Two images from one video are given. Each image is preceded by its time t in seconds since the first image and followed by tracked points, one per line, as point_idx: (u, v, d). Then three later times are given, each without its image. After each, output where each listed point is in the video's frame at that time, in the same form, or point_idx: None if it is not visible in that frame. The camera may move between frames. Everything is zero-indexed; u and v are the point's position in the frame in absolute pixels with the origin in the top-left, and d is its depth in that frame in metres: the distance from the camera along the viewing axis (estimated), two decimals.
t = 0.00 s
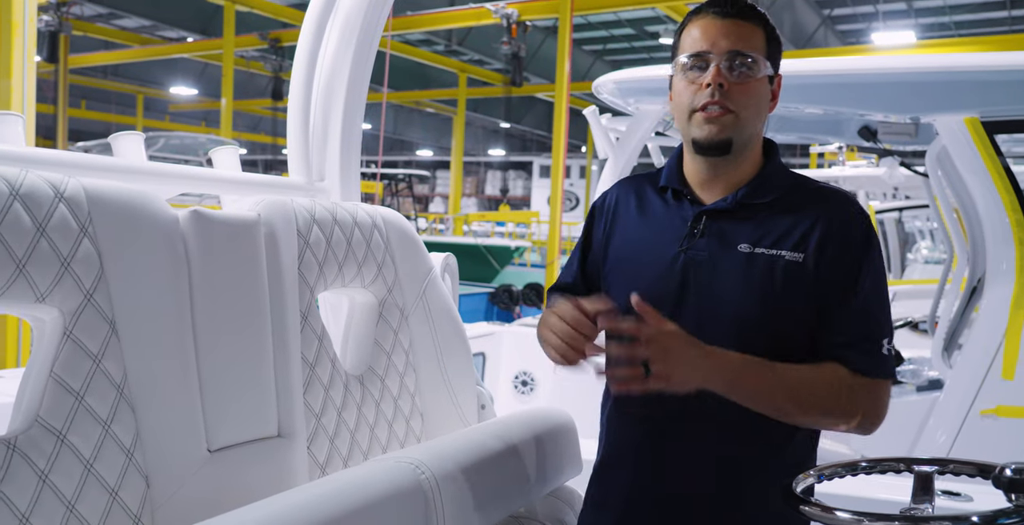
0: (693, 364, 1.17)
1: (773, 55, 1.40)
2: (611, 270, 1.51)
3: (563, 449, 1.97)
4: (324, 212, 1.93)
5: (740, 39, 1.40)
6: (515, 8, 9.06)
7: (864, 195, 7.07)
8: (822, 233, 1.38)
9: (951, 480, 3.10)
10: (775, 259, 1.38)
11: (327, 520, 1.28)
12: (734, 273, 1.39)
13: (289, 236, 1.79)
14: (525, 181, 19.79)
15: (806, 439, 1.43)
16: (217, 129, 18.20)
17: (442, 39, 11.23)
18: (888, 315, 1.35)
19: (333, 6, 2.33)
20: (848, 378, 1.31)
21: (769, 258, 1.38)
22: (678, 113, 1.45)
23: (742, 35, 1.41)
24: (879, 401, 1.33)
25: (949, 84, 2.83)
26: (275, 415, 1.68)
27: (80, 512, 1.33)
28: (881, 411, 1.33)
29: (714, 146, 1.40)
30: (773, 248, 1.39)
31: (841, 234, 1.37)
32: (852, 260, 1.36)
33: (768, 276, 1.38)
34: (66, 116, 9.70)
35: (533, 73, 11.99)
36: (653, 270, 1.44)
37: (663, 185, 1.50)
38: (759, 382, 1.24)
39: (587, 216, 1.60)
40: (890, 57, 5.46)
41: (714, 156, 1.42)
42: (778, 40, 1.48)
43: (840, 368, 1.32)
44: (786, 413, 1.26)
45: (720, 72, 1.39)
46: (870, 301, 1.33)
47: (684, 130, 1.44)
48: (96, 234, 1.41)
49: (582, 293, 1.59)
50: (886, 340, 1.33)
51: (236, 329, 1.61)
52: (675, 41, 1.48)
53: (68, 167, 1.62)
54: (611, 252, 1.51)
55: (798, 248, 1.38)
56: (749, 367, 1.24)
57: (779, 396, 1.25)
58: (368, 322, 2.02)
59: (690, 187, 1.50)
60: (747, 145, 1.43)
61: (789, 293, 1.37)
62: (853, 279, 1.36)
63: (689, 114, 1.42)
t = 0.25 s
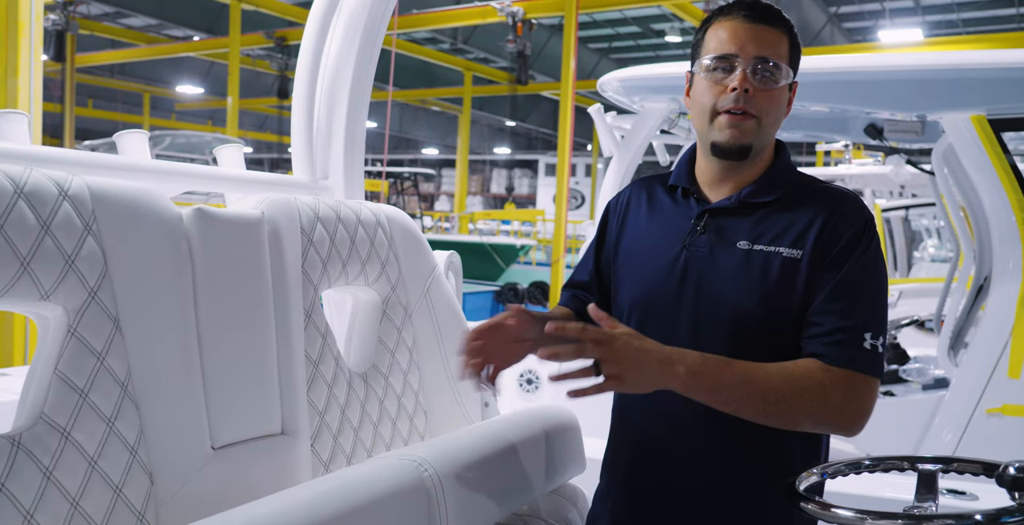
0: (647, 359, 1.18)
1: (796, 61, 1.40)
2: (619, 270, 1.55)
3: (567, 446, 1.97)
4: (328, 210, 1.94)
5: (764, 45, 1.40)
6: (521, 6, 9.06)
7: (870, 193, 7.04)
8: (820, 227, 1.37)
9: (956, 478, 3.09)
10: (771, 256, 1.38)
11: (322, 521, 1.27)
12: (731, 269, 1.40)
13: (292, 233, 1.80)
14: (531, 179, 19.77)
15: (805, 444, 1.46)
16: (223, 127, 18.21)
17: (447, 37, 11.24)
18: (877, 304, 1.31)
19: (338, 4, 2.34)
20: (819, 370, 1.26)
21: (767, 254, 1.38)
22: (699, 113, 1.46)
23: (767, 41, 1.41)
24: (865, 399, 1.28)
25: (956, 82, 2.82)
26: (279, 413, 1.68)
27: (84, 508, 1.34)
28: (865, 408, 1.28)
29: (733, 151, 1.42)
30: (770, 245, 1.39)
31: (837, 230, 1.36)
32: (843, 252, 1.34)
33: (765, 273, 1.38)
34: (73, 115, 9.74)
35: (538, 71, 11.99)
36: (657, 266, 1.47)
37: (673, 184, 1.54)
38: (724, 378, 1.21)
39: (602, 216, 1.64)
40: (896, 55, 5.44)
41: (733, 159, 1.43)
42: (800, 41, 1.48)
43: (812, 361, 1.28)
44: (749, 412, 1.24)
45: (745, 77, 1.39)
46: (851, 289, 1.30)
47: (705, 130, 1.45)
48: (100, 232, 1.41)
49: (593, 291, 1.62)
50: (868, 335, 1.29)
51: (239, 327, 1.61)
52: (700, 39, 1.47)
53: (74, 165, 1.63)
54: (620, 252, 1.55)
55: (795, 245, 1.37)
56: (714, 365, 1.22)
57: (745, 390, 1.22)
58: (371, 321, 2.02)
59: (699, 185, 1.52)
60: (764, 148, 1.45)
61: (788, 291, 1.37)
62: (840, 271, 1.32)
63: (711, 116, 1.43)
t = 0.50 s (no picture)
0: (676, 375, 1.33)
1: (794, 67, 1.40)
2: (622, 268, 1.58)
3: (566, 445, 1.97)
4: (327, 209, 1.94)
5: (763, 49, 1.40)
6: (523, 5, 9.06)
7: (872, 192, 7.03)
8: (810, 233, 1.37)
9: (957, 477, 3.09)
10: (758, 259, 1.39)
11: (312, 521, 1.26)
12: (719, 272, 1.41)
13: (291, 232, 1.80)
14: (533, 178, 19.76)
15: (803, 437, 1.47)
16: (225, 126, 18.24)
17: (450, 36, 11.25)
18: (890, 312, 1.33)
19: (337, 3, 2.34)
20: (847, 379, 1.32)
21: (753, 257, 1.39)
22: (697, 116, 1.46)
23: (766, 45, 1.41)
24: (893, 399, 1.34)
25: (957, 80, 2.81)
26: (277, 412, 1.69)
27: (82, 506, 1.34)
28: (893, 408, 1.34)
29: (729, 154, 1.43)
30: (758, 248, 1.40)
31: (830, 234, 1.36)
32: (845, 255, 1.34)
33: (751, 276, 1.39)
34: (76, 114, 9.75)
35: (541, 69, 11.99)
36: (650, 267, 1.49)
37: (668, 187, 1.56)
38: (753, 387, 1.32)
39: (610, 220, 1.69)
40: (899, 53, 5.43)
41: (728, 161, 1.44)
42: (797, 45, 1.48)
43: (839, 370, 1.33)
44: (785, 417, 1.33)
45: (743, 81, 1.39)
46: (865, 301, 1.32)
47: (701, 133, 1.46)
48: (98, 231, 1.42)
49: (614, 293, 1.68)
50: (888, 341, 1.33)
51: (238, 326, 1.62)
52: (700, 41, 1.47)
53: (72, 163, 1.63)
54: (624, 252, 1.58)
55: (783, 248, 1.38)
56: (745, 373, 1.33)
57: (777, 399, 1.32)
58: (369, 320, 2.02)
59: (692, 188, 1.54)
60: (759, 152, 1.45)
61: (779, 293, 1.38)
62: (845, 279, 1.34)
63: (708, 119, 1.43)
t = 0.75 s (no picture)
0: (685, 377, 1.35)
1: (787, 65, 1.40)
2: (621, 266, 1.58)
3: (563, 442, 1.97)
4: (323, 207, 1.94)
5: (756, 48, 1.40)
6: (524, 3, 9.06)
7: (874, 189, 7.03)
8: (806, 232, 1.37)
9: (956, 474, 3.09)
10: (755, 258, 1.39)
11: (302, 520, 1.25)
12: (717, 270, 1.41)
13: (287, 231, 1.80)
14: (534, 176, 19.77)
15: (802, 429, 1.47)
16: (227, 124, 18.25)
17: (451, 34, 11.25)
18: (893, 308, 1.33)
19: (333, 0, 2.33)
20: (852, 376, 1.32)
21: (750, 256, 1.39)
22: (691, 116, 1.46)
23: (759, 45, 1.41)
24: (904, 393, 1.34)
25: (957, 76, 2.80)
26: (273, 410, 1.69)
27: (77, 504, 1.34)
28: (902, 402, 1.34)
29: (725, 154, 1.43)
30: (755, 247, 1.39)
31: (828, 232, 1.36)
32: (846, 253, 1.34)
33: (748, 275, 1.39)
34: (77, 113, 9.77)
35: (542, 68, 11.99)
36: (648, 265, 1.49)
37: (667, 185, 1.56)
38: (759, 385, 1.33)
39: (610, 218, 1.68)
40: (900, 50, 5.43)
41: (724, 161, 1.44)
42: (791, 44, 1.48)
43: (844, 366, 1.33)
44: (791, 413, 1.33)
45: (737, 80, 1.39)
46: (869, 298, 1.32)
47: (696, 132, 1.45)
48: (93, 229, 1.42)
49: (614, 290, 1.68)
50: (893, 335, 1.32)
51: (234, 325, 1.62)
52: (693, 41, 1.47)
53: (67, 162, 1.63)
54: (624, 248, 1.58)
55: (779, 247, 1.38)
56: (753, 374, 1.34)
57: (784, 398, 1.33)
58: (366, 318, 2.02)
59: (691, 187, 1.54)
60: (755, 151, 1.45)
61: (777, 292, 1.38)
62: (847, 277, 1.34)
63: (703, 119, 1.43)
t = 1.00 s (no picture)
0: (685, 377, 1.35)
1: (784, 68, 1.40)
2: (622, 267, 1.58)
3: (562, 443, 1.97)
4: (322, 209, 1.94)
5: (753, 51, 1.40)
6: (526, 3, 9.07)
7: (876, 188, 7.02)
8: (805, 233, 1.37)
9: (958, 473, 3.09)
10: (756, 258, 1.39)
11: (302, 520, 1.26)
12: (717, 271, 1.42)
13: (285, 232, 1.80)
14: (537, 176, 19.79)
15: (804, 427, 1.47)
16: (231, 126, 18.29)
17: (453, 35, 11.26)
18: (892, 308, 1.32)
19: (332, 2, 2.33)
20: (850, 376, 1.32)
21: (751, 256, 1.39)
22: (689, 119, 1.46)
23: (756, 47, 1.41)
24: (899, 393, 1.34)
25: (958, 75, 2.80)
26: (272, 411, 1.69)
27: (75, 505, 1.34)
28: (899, 401, 1.34)
29: (723, 156, 1.43)
30: (755, 248, 1.40)
31: (826, 232, 1.36)
32: (844, 253, 1.34)
33: (749, 276, 1.39)
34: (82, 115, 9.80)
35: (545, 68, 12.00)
36: (649, 267, 1.50)
37: (668, 187, 1.56)
38: (758, 385, 1.33)
39: (611, 219, 1.69)
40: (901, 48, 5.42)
41: (722, 163, 1.44)
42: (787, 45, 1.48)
43: (843, 367, 1.33)
44: (790, 414, 1.33)
45: (734, 83, 1.39)
46: (868, 298, 1.31)
47: (694, 135, 1.45)
48: (91, 231, 1.43)
49: (614, 291, 1.68)
50: (891, 336, 1.32)
51: (233, 327, 1.62)
52: (690, 44, 1.47)
53: (65, 165, 1.64)
54: (625, 249, 1.58)
55: (780, 248, 1.38)
56: (751, 374, 1.34)
57: (782, 398, 1.32)
58: (365, 319, 2.02)
59: (691, 188, 1.54)
60: (753, 152, 1.45)
61: (778, 293, 1.38)
62: (846, 277, 1.34)
63: (701, 122, 1.43)
